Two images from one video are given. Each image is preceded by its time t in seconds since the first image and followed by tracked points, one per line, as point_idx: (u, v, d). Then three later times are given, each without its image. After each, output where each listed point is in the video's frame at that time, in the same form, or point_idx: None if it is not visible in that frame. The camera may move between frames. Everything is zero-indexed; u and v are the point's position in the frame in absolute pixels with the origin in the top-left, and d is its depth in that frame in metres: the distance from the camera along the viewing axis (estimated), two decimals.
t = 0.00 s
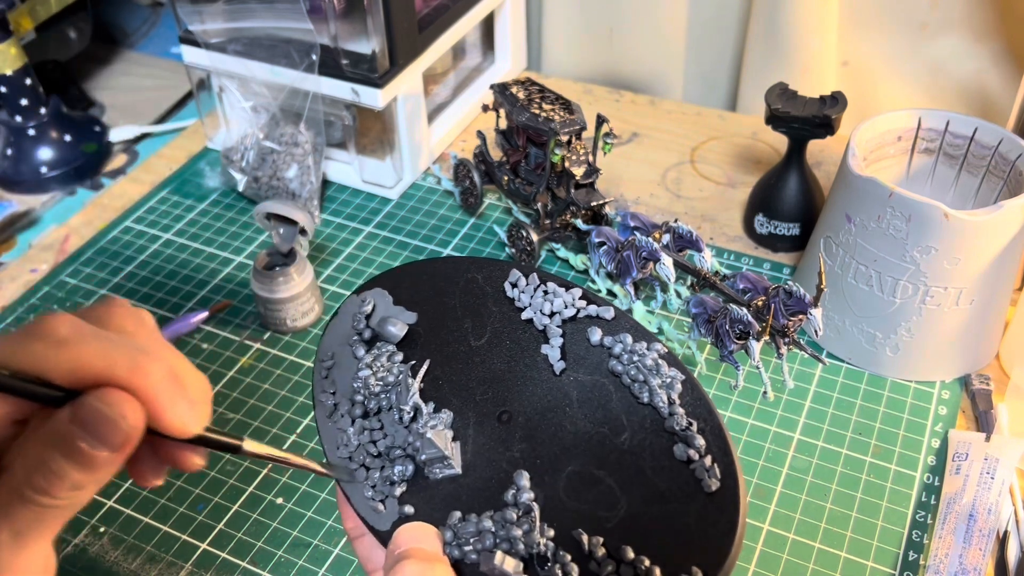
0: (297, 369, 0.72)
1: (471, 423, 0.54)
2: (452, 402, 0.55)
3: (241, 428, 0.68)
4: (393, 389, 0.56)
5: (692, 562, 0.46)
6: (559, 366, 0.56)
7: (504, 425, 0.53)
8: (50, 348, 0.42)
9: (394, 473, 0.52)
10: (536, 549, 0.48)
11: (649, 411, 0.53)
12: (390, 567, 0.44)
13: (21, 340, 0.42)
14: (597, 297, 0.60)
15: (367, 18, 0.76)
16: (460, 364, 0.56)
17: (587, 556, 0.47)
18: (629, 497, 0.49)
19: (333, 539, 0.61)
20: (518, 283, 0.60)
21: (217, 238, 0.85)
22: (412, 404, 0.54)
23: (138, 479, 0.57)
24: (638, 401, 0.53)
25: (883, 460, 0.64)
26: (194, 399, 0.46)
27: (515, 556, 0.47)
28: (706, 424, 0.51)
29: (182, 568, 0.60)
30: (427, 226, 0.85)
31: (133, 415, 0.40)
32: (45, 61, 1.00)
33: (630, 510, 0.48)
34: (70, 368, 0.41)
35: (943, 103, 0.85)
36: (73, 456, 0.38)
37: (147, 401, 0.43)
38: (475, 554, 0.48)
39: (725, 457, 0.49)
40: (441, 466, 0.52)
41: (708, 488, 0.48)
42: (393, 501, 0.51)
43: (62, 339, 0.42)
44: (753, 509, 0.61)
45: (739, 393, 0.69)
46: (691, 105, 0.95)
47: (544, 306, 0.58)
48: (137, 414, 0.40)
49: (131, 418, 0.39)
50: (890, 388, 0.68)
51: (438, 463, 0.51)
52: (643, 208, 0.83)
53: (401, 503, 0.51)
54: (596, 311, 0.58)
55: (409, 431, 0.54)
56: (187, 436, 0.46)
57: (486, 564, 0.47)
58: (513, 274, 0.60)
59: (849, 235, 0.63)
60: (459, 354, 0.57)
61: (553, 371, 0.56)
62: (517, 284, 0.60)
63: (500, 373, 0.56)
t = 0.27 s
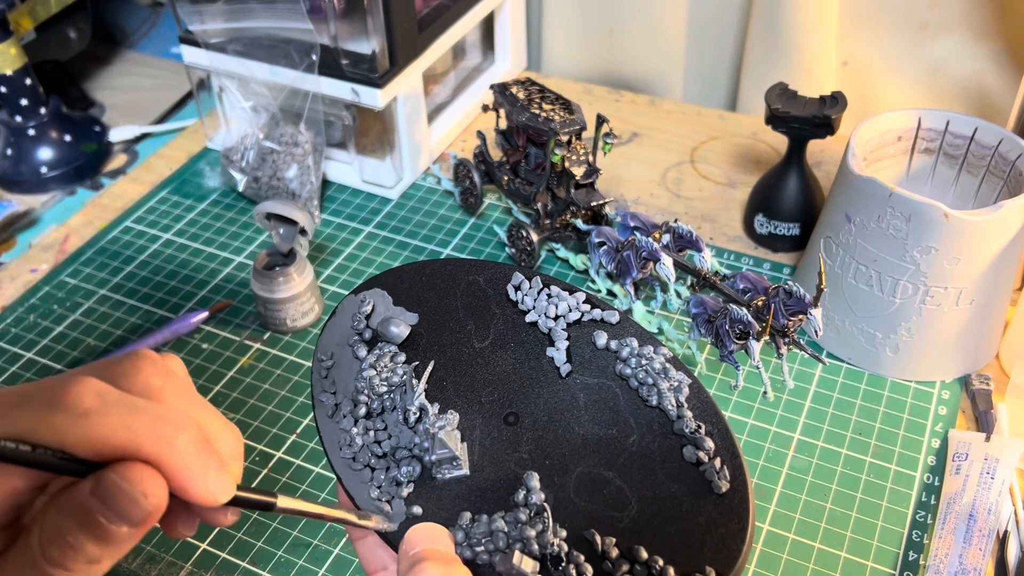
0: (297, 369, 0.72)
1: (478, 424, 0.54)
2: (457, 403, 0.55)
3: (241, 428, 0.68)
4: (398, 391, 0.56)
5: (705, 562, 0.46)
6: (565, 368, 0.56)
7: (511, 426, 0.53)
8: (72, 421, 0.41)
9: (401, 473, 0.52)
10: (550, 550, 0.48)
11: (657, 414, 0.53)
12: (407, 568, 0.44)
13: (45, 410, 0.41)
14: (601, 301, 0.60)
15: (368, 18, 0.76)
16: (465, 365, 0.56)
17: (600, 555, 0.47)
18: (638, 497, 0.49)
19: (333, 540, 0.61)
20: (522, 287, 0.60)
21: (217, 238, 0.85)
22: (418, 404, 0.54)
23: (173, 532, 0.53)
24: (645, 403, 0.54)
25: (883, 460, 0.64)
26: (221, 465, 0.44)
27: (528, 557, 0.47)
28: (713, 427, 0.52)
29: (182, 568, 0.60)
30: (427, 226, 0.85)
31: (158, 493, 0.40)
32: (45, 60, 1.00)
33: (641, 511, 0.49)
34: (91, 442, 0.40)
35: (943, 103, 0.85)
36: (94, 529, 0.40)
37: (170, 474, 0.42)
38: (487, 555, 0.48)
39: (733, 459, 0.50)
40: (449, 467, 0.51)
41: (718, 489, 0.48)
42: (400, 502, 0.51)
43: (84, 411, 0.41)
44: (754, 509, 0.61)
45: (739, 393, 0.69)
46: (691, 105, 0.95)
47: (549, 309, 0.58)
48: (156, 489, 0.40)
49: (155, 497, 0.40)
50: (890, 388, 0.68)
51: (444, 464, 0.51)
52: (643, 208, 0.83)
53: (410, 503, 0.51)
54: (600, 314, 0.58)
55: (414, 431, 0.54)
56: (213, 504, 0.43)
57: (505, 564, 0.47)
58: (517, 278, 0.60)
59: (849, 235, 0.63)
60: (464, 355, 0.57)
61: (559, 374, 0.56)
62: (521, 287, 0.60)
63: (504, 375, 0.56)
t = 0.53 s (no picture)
0: (297, 369, 0.73)
1: (478, 424, 0.54)
2: (458, 403, 0.55)
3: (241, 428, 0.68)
4: (399, 390, 0.56)
5: (704, 563, 0.46)
6: (565, 369, 0.56)
7: (511, 427, 0.53)
8: (86, 425, 0.41)
9: (401, 474, 0.52)
10: (548, 550, 0.48)
11: (657, 414, 0.53)
12: None
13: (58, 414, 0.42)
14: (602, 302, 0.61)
15: (368, 18, 0.76)
16: (466, 365, 0.57)
17: (598, 556, 0.47)
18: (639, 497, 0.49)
19: (333, 539, 0.61)
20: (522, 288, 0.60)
21: (217, 238, 0.85)
22: (419, 404, 0.54)
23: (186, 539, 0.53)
24: (645, 404, 0.54)
25: (883, 460, 0.64)
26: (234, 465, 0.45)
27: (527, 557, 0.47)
28: (713, 428, 0.52)
29: (182, 568, 0.60)
30: (427, 226, 0.85)
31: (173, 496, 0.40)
32: (45, 60, 1.00)
33: (640, 511, 0.49)
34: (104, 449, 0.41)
35: (943, 103, 0.85)
36: (107, 531, 0.40)
37: (183, 477, 0.42)
38: (485, 555, 0.48)
39: (732, 460, 0.50)
40: (450, 467, 0.51)
41: (717, 490, 0.48)
42: (400, 502, 0.51)
43: (98, 415, 0.41)
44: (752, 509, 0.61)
45: (739, 393, 0.69)
46: (691, 105, 0.95)
47: (549, 309, 0.59)
48: (171, 493, 0.40)
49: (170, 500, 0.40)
50: (890, 388, 0.68)
51: (444, 464, 0.51)
52: (643, 208, 0.83)
53: (411, 503, 0.51)
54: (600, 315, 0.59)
55: (414, 431, 0.54)
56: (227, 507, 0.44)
57: (503, 564, 0.47)
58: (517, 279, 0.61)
59: (849, 235, 0.64)
60: (464, 355, 0.57)
61: (560, 375, 0.56)
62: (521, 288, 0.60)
63: (505, 375, 0.56)
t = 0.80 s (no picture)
0: (297, 369, 0.73)
1: (477, 425, 0.54)
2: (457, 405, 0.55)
3: (241, 428, 0.68)
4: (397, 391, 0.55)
5: (705, 563, 0.46)
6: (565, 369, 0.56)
7: (511, 427, 0.53)
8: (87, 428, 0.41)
9: (402, 474, 0.52)
10: (549, 550, 0.48)
11: (657, 414, 0.53)
12: None
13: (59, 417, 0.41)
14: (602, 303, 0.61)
15: (367, 18, 0.76)
16: (465, 366, 0.57)
17: (599, 556, 0.47)
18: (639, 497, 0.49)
19: (333, 540, 0.61)
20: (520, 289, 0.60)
21: (217, 238, 0.85)
22: (419, 405, 0.54)
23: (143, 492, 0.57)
24: (645, 404, 0.54)
25: (883, 460, 0.64)
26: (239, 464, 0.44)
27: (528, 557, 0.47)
28: (713, 428, 0.52)
29: (182, 568, 0.60)
30: (427, 226, 0.85)
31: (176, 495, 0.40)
32: (44, 60, 1.00)
33: (641, 512, 0.49)
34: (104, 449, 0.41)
35: (943, 103, 0.85)
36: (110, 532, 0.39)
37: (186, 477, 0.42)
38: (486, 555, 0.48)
39: (732, 459, 0.50)
40: (450, 468, 0.51)
41: (718, 489, 0.48)
42: (401, 503, 0.51)
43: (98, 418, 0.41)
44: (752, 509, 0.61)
45: (739, 393, 0.69)
46: (691, 105, 0.95)
47: (548, 310, 0.59)
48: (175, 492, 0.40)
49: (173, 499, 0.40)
50: (890, 388, 0.68)
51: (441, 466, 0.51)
52: (643, 208, 0.83)
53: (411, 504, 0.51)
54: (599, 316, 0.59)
55: (414, 432, 0.54)
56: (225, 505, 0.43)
57: (505, 564, 0.47)
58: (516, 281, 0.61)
59: (849, 235, 0.64)
60: (463, 356, 0.57)
61: (560, 375, 0.56)
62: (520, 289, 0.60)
63: (505, 376, 0.56)
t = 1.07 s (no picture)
0: (297, 369, 0.72)
1: (483, 432, 0.53)
2: (462, 410, 0.55)
3: (241, 428, 0.68)
4: (402, 398, 0.55)
5: (717, 566, 0.46)
6: (570, 374, 0.56)
7: (517, 433, 0.53)
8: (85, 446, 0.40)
9: (408, 481, 0.52)
10: (560, 556, 0.47)
11: (664, 419, 0.53)
12: None
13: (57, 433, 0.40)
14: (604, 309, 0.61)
15: (368, 18, 0.76)
16: (469, 373, 0.56)
17: (610, 561, 0.47)
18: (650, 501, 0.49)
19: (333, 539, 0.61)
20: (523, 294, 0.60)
21: (217, 238, 0.85)
22: (423, 412, 0.54)
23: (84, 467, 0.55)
24: (652, 409, 0.54)
25: (883, 460, 0.64)
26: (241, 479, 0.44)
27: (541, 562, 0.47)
28: (720, 432, 0.52)
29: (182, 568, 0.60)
30: (427, 226, 0.85)
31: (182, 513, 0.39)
32: (44, 60, 1.00)
33: (651, 516, 0.49)
34: (102, 464, 0.39)
35: (943, 103, 0.85)
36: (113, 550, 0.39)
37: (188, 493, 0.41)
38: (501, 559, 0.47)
39: (741, 464, 0.50)
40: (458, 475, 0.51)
41: (727, 493, 0.49)
42: (407, 510, 0.51)
43: (98, 435, 0.40)
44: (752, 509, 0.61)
45: (739, 393, 0.69)
46: (691, 105, 0.95)
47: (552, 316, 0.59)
48: (182, 508, 0.39)
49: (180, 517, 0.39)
50: (890, 388, 0.68)
51: (448, 473, 0.51)
52: (643, 208, 0.83)
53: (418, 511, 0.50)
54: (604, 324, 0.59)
55: (419, 440, 0.54)
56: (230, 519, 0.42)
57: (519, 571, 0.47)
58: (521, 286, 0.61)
59: (849, 235, 0.64)
60: (467, 363, 0.57)
61: (564, 381, 0.56)
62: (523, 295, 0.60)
63: (509, 382, 0.56)
